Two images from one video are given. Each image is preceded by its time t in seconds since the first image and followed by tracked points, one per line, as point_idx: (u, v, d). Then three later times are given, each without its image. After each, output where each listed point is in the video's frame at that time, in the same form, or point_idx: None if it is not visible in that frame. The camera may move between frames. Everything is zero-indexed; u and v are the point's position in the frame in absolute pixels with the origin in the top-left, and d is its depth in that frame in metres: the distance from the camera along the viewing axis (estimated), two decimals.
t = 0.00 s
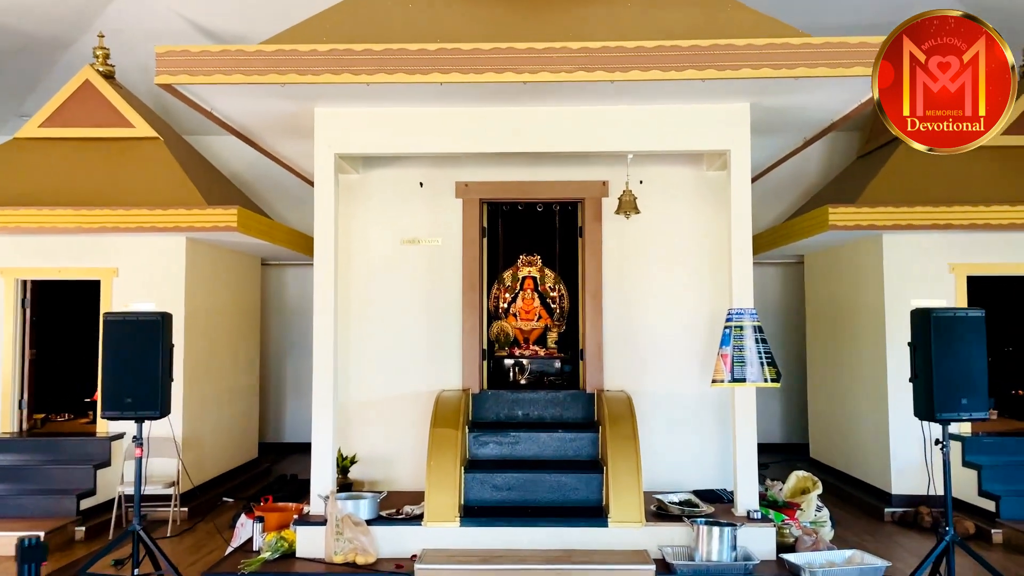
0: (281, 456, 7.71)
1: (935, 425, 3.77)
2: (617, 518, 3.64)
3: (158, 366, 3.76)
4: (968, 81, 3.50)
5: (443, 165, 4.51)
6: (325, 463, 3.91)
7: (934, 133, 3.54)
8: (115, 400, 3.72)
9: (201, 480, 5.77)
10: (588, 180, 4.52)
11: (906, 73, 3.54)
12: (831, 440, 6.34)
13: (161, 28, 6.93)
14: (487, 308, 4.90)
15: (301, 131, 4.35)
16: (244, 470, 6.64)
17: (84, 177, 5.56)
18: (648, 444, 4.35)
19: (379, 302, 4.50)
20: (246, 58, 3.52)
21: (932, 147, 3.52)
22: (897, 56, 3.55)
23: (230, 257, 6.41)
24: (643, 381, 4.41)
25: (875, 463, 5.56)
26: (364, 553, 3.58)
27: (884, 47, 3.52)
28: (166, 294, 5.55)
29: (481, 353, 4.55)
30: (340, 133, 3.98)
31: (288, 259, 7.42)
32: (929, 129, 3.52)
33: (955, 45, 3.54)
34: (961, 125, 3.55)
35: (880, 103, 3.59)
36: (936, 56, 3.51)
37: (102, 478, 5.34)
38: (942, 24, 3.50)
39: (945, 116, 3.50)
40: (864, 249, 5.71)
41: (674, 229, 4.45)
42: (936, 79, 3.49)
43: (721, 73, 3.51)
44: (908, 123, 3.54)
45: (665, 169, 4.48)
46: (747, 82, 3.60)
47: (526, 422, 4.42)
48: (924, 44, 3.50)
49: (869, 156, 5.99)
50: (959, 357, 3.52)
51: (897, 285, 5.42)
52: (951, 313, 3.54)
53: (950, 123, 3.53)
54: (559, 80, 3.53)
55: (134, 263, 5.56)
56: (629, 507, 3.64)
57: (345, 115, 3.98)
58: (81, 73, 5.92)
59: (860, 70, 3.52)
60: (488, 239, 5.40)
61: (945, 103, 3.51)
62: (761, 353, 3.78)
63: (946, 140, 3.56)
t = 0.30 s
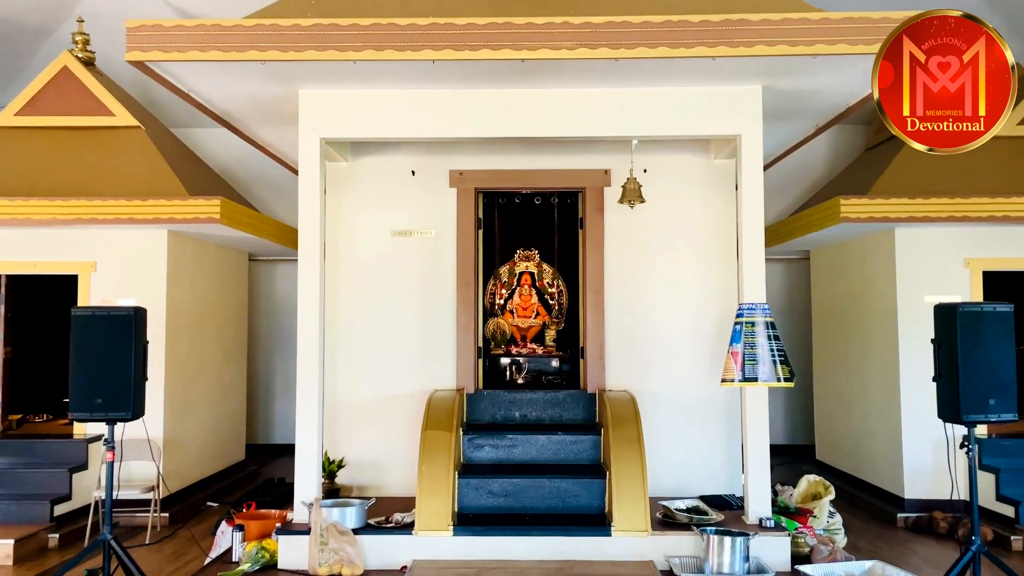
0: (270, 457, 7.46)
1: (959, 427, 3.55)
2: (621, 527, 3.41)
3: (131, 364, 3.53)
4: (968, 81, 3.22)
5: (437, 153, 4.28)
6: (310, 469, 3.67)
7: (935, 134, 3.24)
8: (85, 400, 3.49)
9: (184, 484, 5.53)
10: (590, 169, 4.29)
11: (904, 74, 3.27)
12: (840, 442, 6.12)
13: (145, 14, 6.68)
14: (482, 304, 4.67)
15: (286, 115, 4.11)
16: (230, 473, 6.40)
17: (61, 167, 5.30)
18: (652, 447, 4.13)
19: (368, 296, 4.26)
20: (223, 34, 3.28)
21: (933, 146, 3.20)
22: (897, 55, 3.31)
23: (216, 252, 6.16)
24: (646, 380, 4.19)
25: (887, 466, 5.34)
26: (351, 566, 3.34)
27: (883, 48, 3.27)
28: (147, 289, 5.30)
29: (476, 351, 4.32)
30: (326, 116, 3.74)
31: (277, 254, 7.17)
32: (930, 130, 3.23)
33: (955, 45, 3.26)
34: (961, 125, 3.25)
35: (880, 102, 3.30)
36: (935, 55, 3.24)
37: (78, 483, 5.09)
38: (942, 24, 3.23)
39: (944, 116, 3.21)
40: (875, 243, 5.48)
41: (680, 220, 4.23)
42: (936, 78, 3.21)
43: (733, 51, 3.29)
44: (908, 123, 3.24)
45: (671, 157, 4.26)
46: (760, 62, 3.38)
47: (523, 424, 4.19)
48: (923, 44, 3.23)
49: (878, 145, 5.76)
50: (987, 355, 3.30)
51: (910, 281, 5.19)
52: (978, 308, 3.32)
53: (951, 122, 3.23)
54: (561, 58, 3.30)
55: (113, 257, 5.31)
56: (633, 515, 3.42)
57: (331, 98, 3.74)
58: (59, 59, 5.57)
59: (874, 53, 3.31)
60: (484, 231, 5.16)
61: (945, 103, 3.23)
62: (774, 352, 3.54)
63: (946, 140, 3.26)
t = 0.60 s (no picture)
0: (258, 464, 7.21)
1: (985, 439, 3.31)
2: (624, 546, 3.18)
3: (100, 371, 3.29)
4: (969, 80, 2.95)
5: (429, 145, 4.05)
6: (292, 483, 3.43)
7: (936, 136, 2.95)
8: (51, 408, 3.25)
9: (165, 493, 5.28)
10: (591, 163, 4.06)
11: (903, 73, 3.01)
12: (849, 449, 5.90)
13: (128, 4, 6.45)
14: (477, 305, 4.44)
15: (270, 104, 3.87)
16: (214, 480, 6.15)
17: (35, 161, 5.03)
18: (655, 457, 3.94)
19: (356, 297, 4.03)
20: (198, 13, 3.06)
21: (932, 149, 2.91)
22: (896, 56, 3.06)
23: (199, 250, 5.91)
24: (650, 386, 3.98)
25: (900, 475, 5.11)
26: None
27: (882, 46, 3.03)
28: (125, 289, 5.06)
29: (470, 355, 4.08)
30: (310, 105, 3.50)
31: (265, 253, 6.92)
32: (930, 130, 2.94)
33: (955, 45, 3.00)
34: (962, 126, 2.95)
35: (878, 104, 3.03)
36: (935, 55, 2.98)
37: (51, 493, 4.84)
38: (943, 23, 2.99)
39: (945, 115, 2.93)
40: (887, 243, 5.26)
41: (685, 218, 4.04)
42: (936, 78, 2.95)
43: (745, 34, 3.07)
44: (907, 123, 2.96)
45: (677, 151, 4.07)
46: (773, 46, 3.16)
47: (519, 433, 3.93)
48: (924, 43, 2.99)
49: (889, 140, 5.53)
50: (1017, 362, 3.07)
51: (924, 282, 4.97)
52: (1008, 312, 3.08)
53: (950, 124, 2.94)
54: (562, 41, 3.07)
55: (90, 255, 5.06)
56: (637, 533, 3.18)
57: (315, 85, 3.50)
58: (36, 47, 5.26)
59: (875, 50, 3.10)
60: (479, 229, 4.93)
61: (946, 103, 2.95)
62: (788, 357, 3.31)
63: (948, 142, 2.95)
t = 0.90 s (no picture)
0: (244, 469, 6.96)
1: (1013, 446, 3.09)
2: (626, 561, 2.95)
3: (62, 370, 3.03)
4: (968, 80, 2.77)
5: (419, 133, 3.83)
6: (270, 491, 3.20)
7: (934, 136, 2.76)
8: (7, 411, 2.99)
9: (143, 498, 5.04)
10: (590, 152, 3.83)
11: (902, 74, 2.83)
12: (857, 454, 5.68)
13: None
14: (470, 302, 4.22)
15: (250, 88, 3.64)
16: (197, 485, 5.90)
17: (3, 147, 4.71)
18: (657, 463, 3.73)
19: (342, 294, 3.80)
20: None
21: (932, 150, 2.74)
22: (896, 56, 2.87)
23: (181, 245, 5.67)
24: (653, 389, 3.77)
25: (912, 481, 4.89)
26: None
27: (883, 46, 2.86)
28: (100, 285, 4.81)
29: (463, 355, 3.85)
30: (290, 86, 3.27)
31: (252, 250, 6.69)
32: (928, 129, 2.77)
33: (953, 46, 2.84)
34: (961, 127, 2.77)
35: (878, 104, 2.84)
36: (934, 56, 2.83)
37: (20, 499, 4.60)
38: (941, 26, 2.83)
39: (943, 116, 2.75)
40: (899, 239, 5.04)
41: (690, 211, 3.83)
42: (935, 77, 2.78)
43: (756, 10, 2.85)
44: (906, 123, 2.78)
45: (681, 140, 3.86)
46: (786, 23, 2.94)
47: (514, 437, 3.70)
48: (922, 44, 2.82)
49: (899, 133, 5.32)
50: None
51: (938, 280, 4.75)
52: None
53: (950, 124, 2.76)
54: (560, 14, 2.85)
55: (63, 249, 4.81)
56: (640, 548, 2.96)
57: (297, 65, 3.27)
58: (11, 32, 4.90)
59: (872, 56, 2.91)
60: (472, 223, 4.71)
61: (944, 103, 2.77)
62: (802, 358, 3.09)
63: (946, 142, 2.77)
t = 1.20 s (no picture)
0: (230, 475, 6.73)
1: None
2: None
3: (15, 375, 2.68)
4: (969, 80, 2.65)
5: (408, 125, 3.61)
6: (244, 508, 2.97)
7: (935, 136, 2.65)
8: None
9: (120, 508, 4.80)
10: (590, 146, 3.61)
11: (903, 73, 2.68)
12: (865, 463, 5.46)
13: None
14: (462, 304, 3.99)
15: (227, 76, 3.41)
16: (179, 493, 5.66)
17: None
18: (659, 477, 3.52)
19: (325, 296, 3.58)
20: None
21: (933, 151, 2.62)
22: (896, 56, 2.72)
23: (162, 244, 5.43)
24: (655, 397, 3.55)
25: (925, 494, 4.67)
26: None
27: (884, 45, 2.69)
28: (75, 285, 4.58)
29: (454, 361, 3.62)
30: (267, 72, 3.05)
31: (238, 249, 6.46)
32: (928, 130, 2.65)
33: (954, 46, 2.70)
34: (961, 127, 2.66)
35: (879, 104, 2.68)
36: (934, 56, 2.70)
37: None
38: (941, 24, 2.69)
39: (944, 116, 2.64)
40: (912, 240, 4.81)
41: (696, 210, 3.61)
42: (936, 75, 2.66)
43: None
44: (907, 123, 2.66)
45: (687, 134, 3.64)
46: (802, 4, 2.72)
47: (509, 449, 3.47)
48: (922, 43, 2.68)
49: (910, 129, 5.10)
50: None
51: (953, 283, 4.53)
52: None
53: (951, 125, 2.65)
54: None
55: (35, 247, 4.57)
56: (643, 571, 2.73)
57: (275, 50, 3.05)
58: None
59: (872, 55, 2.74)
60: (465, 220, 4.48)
61: (945, 104, 2.66)
62: (817, 368, 2.87)
63: (947, 143, 2.65)
